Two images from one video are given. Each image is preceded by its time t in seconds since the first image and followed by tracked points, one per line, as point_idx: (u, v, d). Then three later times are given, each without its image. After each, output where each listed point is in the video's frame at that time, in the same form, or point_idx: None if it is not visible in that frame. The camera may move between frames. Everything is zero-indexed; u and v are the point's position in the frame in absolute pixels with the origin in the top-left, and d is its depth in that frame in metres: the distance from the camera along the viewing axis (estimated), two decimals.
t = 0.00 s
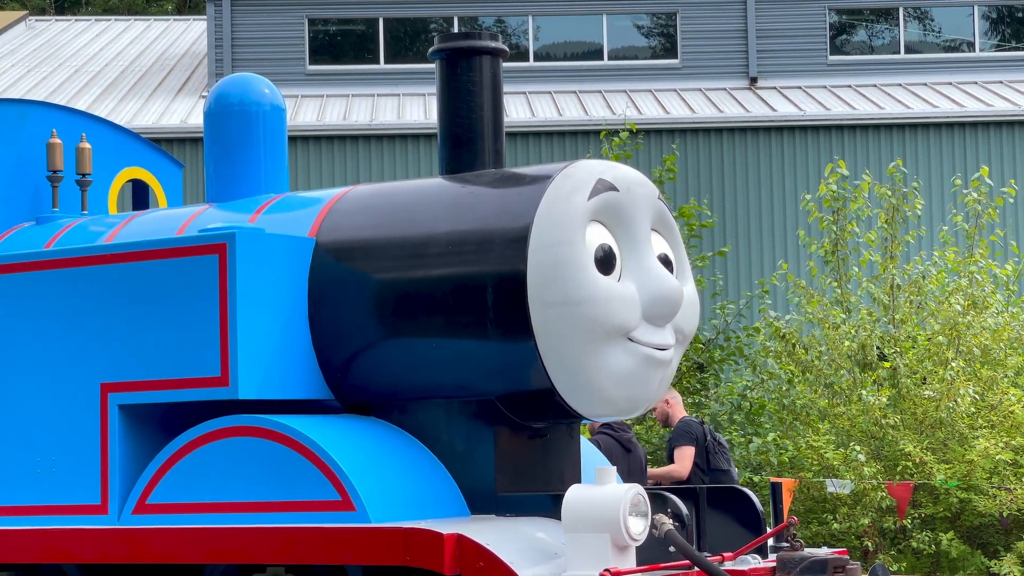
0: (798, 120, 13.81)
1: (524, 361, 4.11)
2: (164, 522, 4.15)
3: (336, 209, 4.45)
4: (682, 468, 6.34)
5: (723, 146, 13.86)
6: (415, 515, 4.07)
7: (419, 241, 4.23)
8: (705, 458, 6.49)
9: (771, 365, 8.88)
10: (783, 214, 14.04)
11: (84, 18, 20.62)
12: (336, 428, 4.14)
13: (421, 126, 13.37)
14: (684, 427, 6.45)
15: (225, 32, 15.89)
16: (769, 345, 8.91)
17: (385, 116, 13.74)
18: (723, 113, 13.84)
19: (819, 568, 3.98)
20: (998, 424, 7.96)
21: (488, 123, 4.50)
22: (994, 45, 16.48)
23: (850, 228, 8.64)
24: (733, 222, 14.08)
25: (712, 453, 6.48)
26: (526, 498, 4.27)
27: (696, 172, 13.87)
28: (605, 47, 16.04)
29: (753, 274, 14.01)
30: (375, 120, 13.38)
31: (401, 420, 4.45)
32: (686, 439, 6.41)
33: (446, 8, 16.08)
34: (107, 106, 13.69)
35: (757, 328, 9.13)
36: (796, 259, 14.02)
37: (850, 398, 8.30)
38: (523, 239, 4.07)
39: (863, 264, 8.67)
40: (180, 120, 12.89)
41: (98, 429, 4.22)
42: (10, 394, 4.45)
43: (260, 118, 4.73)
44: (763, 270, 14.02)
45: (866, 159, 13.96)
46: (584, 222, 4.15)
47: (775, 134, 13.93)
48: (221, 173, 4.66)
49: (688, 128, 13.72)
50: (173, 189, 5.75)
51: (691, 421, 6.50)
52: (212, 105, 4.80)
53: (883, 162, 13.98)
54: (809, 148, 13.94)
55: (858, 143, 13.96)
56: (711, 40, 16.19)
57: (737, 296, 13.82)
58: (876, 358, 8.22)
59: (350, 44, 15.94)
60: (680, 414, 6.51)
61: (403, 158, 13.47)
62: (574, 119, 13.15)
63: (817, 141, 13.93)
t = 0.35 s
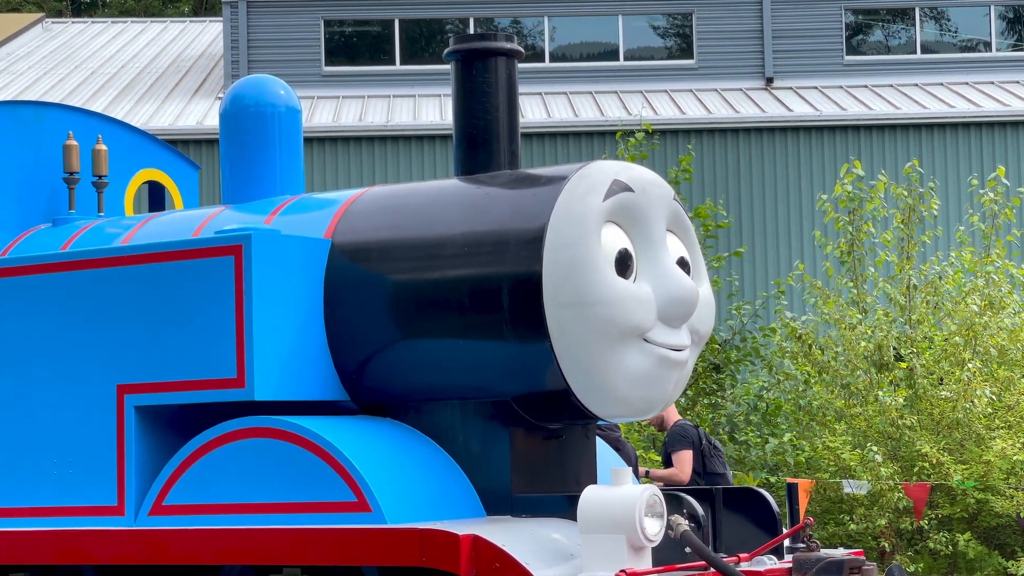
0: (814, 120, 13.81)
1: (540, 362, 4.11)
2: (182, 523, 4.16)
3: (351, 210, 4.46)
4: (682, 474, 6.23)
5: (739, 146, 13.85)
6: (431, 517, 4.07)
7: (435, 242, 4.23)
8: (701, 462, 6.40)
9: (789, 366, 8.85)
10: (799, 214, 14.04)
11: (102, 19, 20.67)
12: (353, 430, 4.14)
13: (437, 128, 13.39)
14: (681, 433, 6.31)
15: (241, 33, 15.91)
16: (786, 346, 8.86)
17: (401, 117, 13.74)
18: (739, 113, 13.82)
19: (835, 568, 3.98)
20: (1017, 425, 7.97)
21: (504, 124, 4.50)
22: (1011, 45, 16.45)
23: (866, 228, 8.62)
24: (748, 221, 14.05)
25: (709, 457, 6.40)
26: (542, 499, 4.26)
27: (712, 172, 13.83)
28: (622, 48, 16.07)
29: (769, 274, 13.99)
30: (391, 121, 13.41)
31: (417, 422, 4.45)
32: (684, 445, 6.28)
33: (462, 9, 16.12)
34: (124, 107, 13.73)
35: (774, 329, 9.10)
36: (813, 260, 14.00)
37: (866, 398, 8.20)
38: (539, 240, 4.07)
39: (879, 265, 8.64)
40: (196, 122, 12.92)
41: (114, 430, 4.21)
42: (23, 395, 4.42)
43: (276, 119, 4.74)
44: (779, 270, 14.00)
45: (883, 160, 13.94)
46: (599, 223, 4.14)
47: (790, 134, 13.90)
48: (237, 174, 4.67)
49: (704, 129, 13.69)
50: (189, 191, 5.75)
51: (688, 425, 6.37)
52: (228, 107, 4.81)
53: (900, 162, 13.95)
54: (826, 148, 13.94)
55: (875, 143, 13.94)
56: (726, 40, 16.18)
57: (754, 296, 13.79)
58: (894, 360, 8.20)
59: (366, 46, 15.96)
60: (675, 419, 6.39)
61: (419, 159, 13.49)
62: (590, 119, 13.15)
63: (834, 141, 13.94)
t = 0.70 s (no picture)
0: (840, 121, 13.79)
1: (566, 362, 4.11)
2: (208, 524, 4.16)
3: (377, 211, 4.47)
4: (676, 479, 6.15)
5: (764, 146, 13.83)
6: (457, 517, 4.08)
7: (460, 242, 4.24)
8: (690, 465, 6.38)
9: (814, 366, 8.82)
10: (825, 214, 14.00)
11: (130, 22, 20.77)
12: (378, 431, 4.15)
13: (461, 129, 13.38)
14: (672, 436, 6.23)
15: (266, 35, 15.95)
16: (810, 347, 8.82)
17: (426, 118, 13.77)
18: (763, 114, 13.81)
19: (861, 569, 3.96)
20: None
21: (529, 125, 4.50)
22: None
23: (892, 228, 8.61)
24: (773, 222, 14.02)
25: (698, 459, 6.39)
26: (568, 499, 4.26)
27: (738, 172, 13.82)
28: (646, 48, 16.10)
29: (795, 275, 13.95)
30: (418, 123, 13.42)
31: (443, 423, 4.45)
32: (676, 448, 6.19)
33: (486, 9, 16.19)
34: (150, 109, 13.80)
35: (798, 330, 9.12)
36: (837, 260, 13.95)
37: (893, 399, 8.17)
38: (565, 241, 4.08)
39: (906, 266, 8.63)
40: (222, 124, 12.98)
41: (141, 431, 4.22)
42: (49, 395, 4.42)
43: (302, 121, 4.75)
44: (805, 270, 13.96)
45: (908, 159, 13.85)
46: (625, 223, 4.14)
47: (815, 134, 13.90)
48: (263, 175, 4.69)
49: (729, 129, 13.66)
50: (216, 193, 5.77)
51: (676, 427, 6.29)
52: (255, 108, 4.83)
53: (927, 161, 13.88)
54: (852, 147, 13.92)
55: (899, 143, 13.88)
56: (750, 40, 16.12)
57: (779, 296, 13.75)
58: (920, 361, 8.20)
59: (391, 47, 15.98)
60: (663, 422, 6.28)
61: (444, 161, 13.49)
62: (615, 120, 13.17)
63: (859, 141, 13.91)
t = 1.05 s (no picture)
0: (880, 119, 13.74)
1: (606, 362, 4.12)
2: (249, 524, 4.19)
3: (418, 211, 4.49)
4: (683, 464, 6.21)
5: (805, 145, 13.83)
6: (498, 517, 4.08)
7: (499, 243, 4.25)
8: (705, 463, 6.37)
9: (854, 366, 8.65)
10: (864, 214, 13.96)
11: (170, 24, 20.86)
12: (418, 431, 4.16)
13: (499, 129, 13.41)
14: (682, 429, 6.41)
15: (305, 36, 16.00)
16: (850, 347, 8.60)
17: (464, 118, 13.83)
18: (803, 113, 13.78)
19: (904, 569, 3.94)
20: None
21: (568, 125, 4.51)
22: None
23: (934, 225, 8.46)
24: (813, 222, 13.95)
25: (713, 456, 6.40)
26: (609, 499, 4.26)
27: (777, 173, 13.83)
28: (683, 48, 16.01)
29: (834, 274, 13.87)
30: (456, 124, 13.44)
31: (483, 423, 4.47)
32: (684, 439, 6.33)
33: (524, 10, 16.22)
34: (189, 111, 13.88)
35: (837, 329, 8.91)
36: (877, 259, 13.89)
37: (934, 399, 8.03)
38: (604, 241, 4.07)
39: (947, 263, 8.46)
40: (261, 126, 13.04)
41: (184, 431, 4.24)
42: (91, 396, 4.45)
43: (343, 121, 4.78)
44: (845, 270, 13.86)
45: (949, 159, 13.82)
46: (664, 223, 4.13)
47: (852, 134, 13.88)
48: (304, 176, 4.73)
49: (765, 128, 13.67)
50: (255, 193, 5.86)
51: (688, 426, 6.49)
52: (296, 110, 4.87)
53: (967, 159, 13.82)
54: (891, 146, 13.84)
55: (940, 141, 13.84)
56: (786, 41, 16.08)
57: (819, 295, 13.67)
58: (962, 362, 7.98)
59: (428, 48, 16.00)
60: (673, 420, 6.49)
61: (483, 161, 13.51)
62: (653, 120, 13.19)
63: (898, 139, 13.83)
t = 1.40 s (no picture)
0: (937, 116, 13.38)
1: (660, 361, 4.10)
2: (304, 523, 4.20)
3: (471, 211, 4.49)
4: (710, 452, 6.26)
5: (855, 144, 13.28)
6: (552, 518, 4.08)
7: (553, 243, 4.24)
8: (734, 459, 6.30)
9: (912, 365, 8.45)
10: (919, 214, 13.30)
11: (223, 26, 20.81)
12: (472, 432, 4.16)
13: (551, 128, 12.97)
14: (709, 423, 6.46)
15: (356, 36, 15.58)
16: (907, 346, 8.47)
17: (514, 118, 13.40)
18: (856, 109, 13.35)
19: (963, 569, 3.91)
20: None
21: (621, 125, 4.50)
22: None
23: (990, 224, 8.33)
24: (867, 221, 13.38)
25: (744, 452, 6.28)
26: (663, 499, 4.25)
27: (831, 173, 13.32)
28: (735, 46, 15.34)
29: (888, 275, 13.24)
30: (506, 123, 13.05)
31: (536, 422, 4.47)
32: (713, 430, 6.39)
33: (573, 8, 15.59)
34: (241, 113, 13.89)
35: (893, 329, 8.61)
36: (932, 258, 13.26)
37: (991, 398, 7.75)
38: (657, 241, 4.06)
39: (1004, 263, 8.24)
40: (313, 126, 13.05)
41: (240, 431, 4.27)
42: (147, 397, 4.47)
43: (395, 122, 4.80)
44: (899, 271, 13.27)
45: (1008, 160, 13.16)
46: (717, 222, 4.11)
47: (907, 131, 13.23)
48: (356, 177, 4.75)
49: (819, 126, 13.17)
50: (309, 194, 5.93)
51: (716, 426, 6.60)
52: (348, 110, 4.88)
53: None
54: (947, 142, 13.23)
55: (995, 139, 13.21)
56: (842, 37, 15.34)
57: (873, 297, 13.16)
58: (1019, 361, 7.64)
59: (478, 48, 15.49)
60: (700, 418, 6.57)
61: (533, 160, 13.08)
62: (705, 118, 12.79)
63: (955, 136, 13.23)
